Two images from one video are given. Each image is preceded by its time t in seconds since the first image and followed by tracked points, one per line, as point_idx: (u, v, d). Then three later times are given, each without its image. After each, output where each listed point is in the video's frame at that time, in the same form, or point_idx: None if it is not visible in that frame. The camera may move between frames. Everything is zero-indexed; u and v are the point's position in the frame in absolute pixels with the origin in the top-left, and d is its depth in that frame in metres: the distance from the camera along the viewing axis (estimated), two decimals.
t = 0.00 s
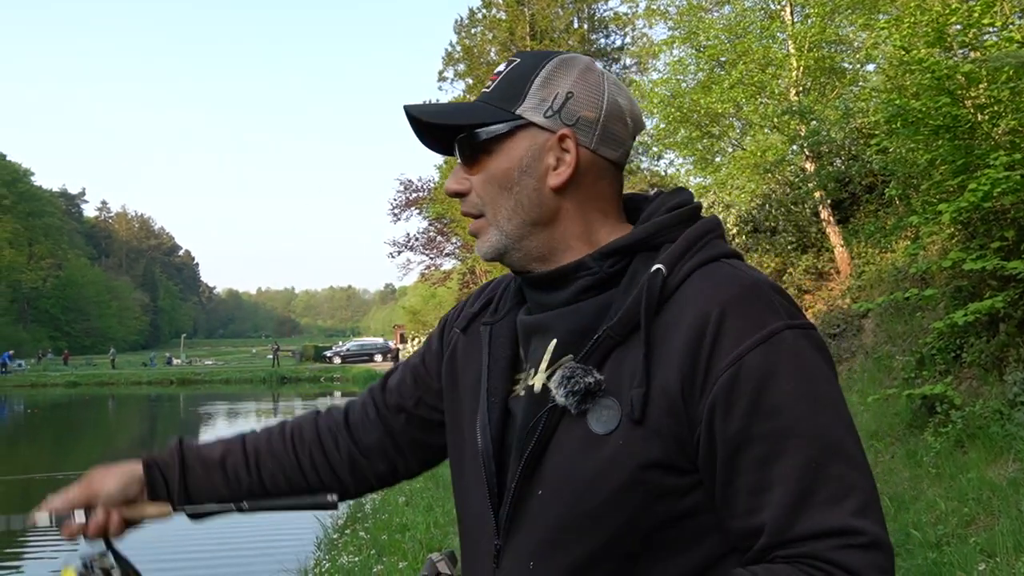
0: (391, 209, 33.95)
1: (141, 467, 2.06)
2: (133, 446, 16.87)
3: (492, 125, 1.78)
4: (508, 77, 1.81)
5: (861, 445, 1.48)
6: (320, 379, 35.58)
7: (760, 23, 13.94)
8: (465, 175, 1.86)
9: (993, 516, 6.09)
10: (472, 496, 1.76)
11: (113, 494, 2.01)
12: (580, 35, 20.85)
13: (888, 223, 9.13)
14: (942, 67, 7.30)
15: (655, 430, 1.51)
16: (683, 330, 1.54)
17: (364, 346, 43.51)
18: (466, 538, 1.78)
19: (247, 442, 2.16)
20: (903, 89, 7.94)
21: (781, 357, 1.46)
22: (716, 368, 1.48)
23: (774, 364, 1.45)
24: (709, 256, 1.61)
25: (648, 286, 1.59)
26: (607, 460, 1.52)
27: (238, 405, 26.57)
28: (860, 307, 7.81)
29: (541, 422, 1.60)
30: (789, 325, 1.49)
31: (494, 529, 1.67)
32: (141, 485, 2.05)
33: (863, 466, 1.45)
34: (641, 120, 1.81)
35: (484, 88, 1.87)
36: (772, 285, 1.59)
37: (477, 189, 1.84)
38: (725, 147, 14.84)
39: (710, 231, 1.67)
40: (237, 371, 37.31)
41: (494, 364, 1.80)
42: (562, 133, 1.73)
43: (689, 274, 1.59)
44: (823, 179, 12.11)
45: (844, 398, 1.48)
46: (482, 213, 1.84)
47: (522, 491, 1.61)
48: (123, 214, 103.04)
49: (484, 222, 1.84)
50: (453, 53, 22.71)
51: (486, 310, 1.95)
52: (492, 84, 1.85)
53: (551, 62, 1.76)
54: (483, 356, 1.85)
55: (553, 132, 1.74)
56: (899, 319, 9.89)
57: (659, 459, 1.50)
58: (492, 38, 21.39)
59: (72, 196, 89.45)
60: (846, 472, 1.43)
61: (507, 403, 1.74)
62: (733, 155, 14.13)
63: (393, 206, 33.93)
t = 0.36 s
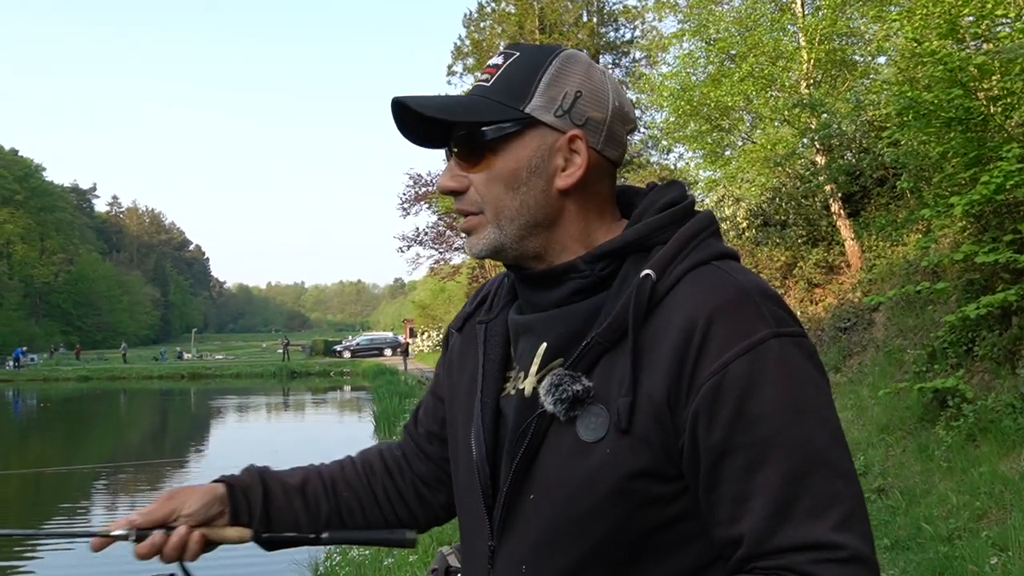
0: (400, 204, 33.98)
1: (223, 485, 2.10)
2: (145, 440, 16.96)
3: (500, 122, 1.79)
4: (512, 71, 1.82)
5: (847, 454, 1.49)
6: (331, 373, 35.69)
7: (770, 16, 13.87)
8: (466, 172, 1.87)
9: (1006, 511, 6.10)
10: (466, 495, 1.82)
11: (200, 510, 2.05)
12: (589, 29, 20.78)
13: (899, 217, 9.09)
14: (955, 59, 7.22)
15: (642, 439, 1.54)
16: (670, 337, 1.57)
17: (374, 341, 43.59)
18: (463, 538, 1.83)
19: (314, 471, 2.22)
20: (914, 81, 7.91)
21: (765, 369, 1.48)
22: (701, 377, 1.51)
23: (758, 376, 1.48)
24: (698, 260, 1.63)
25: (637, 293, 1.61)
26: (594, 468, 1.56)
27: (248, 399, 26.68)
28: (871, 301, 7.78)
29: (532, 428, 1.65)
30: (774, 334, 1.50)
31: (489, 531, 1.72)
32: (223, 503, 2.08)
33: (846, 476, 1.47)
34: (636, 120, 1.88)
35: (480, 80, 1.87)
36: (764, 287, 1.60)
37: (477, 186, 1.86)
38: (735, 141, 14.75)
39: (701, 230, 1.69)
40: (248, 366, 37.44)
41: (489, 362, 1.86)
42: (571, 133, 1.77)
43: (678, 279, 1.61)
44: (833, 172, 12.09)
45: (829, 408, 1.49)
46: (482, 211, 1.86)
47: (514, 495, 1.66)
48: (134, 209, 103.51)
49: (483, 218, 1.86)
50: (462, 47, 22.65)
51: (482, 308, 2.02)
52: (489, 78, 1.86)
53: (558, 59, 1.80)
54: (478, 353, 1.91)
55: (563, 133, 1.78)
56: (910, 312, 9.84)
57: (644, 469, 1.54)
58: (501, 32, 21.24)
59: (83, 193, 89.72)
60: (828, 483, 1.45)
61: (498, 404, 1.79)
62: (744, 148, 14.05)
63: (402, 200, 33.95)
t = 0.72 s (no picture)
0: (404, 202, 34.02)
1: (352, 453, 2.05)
2: (149, 438, 17.01)
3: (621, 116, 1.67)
4: (619, 61, 1.68)
5: (811, 488, 1.34)
6: (335, 372, 35.80)
7: (774, 14, 13.82)
8: (558, 161, 1.72)
9: (1011, 509, 6.08)
10: (480, 486, 1.80)
11: (339, 470, 1.98)
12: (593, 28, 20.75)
13: (904, 216, 9.05)
14: (960, 58, 7.18)
15: (620, 440, 1.48)
16: (668, 336, 1.49)
17: (378, 339, 43.70)
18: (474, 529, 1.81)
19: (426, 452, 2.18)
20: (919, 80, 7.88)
21: (740, 383, 1.37)
22: (684, 375, 1.43)
23: (733, 387, 1.37)
24: (713, 269, 1.53)
25: (647, 298, 1.53)
26: (576, 463, 1.51)
27: (252, 397, 26.74)
28: (876, 299, 7.74)
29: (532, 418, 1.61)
30: (762, 351, 1.38)
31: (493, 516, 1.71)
32: (357, 469, 2.02)
33: (802, 509, 1.33)
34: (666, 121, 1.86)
35: (577, 64, 1.68)
36: (779, 300, 1.47)
37: (576, 176, 1.71)
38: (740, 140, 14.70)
39: (726, 235, 1.60)
40: (252, 364, 37.55)
41: (509, 348, 1.85)
42: (660, 137, 1.74)
43: (691, 285, 1.52)
44: (837, 171, 12.08)
45: (803, 434, 1.35)
46: (576, 205, 1.70)
47: (513, 485, 1.62)
48: (138, 208, 103.70)
49: (577, 214, 1.69)
50: (466, 46, 22.64)
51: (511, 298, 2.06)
52: (588, 63, 1.67)
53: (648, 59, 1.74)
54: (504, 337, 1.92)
55: (653, 134, 1.73)
56: (915, 311, 9.80)
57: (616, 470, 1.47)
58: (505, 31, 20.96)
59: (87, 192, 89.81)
60: (773, 509, 1.32)
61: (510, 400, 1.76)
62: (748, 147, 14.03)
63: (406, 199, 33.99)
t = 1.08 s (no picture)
0: (405, 205, 33.98)
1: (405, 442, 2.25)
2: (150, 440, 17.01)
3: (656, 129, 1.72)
4: (652, 71, 1.71)
5: (735, 492, 1.40)
6: (336, 374, 35.76)
7: (776, 16, 13.78)
8: (596, 174, 1.76)
9: (1012, 512, 6.07)
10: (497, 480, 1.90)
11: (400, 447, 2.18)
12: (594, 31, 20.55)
13: (905, 218, 9.05)
14: (962, 60, 7.18)
15: (601, 430, 1.59)
16: (661, 335, 1.58)
17: (379, 342, 43.66)
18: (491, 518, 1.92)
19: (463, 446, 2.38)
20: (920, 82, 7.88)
21: (706, 381, 1.46)
22: (662, 367, 1.54)
23: (694, 385, 1.47)
24: (721, 279, 1.61)
25: (653, 302, 1.63)
26: (568, 452, 1.64)
27: (253, 399, 26.71)
28: (877, 302, 7.72)
29: (538, 410, 1.73)
30: (736, 357, 1.46)
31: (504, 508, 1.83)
32: (413, 454, 2.20)
33: (719, 512, 1.40)
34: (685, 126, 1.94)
35: (607, 73, 1.69)
36: (779, 315, 1.55)
37: (614, 190, 1.75)
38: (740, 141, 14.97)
39: (744, 247, 1.68)
40: (253, 366, 37.50)
41: (531, 344, 1.95)
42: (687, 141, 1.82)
43: (700, 292, 1.60)
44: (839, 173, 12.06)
45: (747, 445, 1.42)
46: (617, 218, 1.74)
47: (520, 472, 1.75)
48: (139, 210, 103.66)
49: (615, 227, 1.73)
50: (467, 48, 22.58)
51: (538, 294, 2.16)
52: (618, 73, 1.69)
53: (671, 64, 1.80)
54: (528, 333, 2.02)
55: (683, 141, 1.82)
56: (916, 313, 9.79)
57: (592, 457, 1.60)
58: (506, 33, 20.94)
59: (88, 194, 89.82)
60: (686, 500, 1.41)
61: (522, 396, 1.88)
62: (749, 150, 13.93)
63: (407, 201, 33.95)
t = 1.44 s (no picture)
0: (401, 208, 33.98)
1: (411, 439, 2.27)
2: (145, 444, 16.98)
3: (596, 136, 1.71)
4: (599, 77, 1.72)
5: (733, 502, 1.42)
6: (331, 378, 35.71)
7: (771, 22, 13.84)
8: (546, 181, 1.77)
9: (1006, 515, 6.12)
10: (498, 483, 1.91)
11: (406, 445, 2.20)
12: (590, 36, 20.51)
13: (900, 222, 9.10)
14: (956, 65, 7.22)
15: (600, 436, 1.60)
16: (660, 341, 1.59)
17: (374, 345, 43.62)
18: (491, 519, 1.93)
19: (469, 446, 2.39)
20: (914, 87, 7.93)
21: (705, 389, 1.47)
22: (660, 374, 1.55)
23: (693, 393, 1.48)
24: (724, 285, 1.62)
25: (655, 306, 1.63)
26: (567, 456, 1.65)
27: (249, 403, 26.68)
28: (871, 306, 7.75)
29: (537, 414, 1.74)
30: (735, 364, 1.47)
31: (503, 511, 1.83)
32: (419, 452, 2.21)
33: (716, 521, 1.41)
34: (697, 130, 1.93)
35: (562, 81, 1.75)
36: (781, 322, 1.56)
37: (562, 197, 1.76)
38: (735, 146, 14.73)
39: (751, 252, 1.69)
40: (248, 370, 37.43)
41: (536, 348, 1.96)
42: (666, 142, 1.73)
43: (703, 298, 1.61)
44: (834, 177, 12.14)
45: (745, 454, 1.43)
46: (564, 224, 1.76)
47: (519, 475, 1.75)
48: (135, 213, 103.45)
49: (564, 233, 1.76)
50: (463, 52, 22.57)
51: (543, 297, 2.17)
52: (574, 78, 1.74)
53: (653, 63, 1.74)
54: (534, 336, 2.03)
55: (656, 143, 1.72)
56: (911, 318, 9.81)
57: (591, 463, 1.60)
58: (502, 38, 20.94)
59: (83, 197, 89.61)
60: (684, 509, 1.42)
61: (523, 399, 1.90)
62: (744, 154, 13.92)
63: (403, 205, 33.94)
